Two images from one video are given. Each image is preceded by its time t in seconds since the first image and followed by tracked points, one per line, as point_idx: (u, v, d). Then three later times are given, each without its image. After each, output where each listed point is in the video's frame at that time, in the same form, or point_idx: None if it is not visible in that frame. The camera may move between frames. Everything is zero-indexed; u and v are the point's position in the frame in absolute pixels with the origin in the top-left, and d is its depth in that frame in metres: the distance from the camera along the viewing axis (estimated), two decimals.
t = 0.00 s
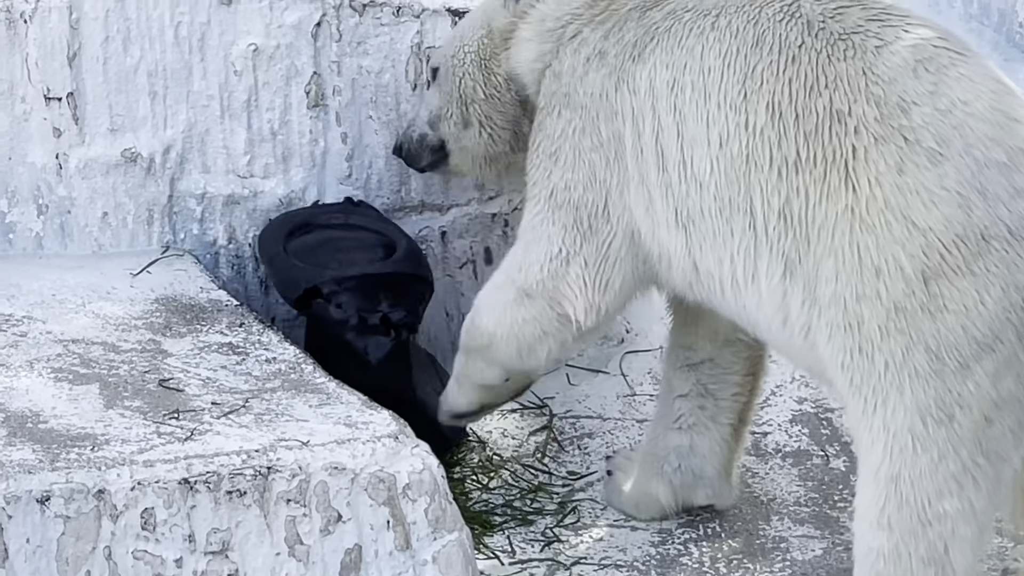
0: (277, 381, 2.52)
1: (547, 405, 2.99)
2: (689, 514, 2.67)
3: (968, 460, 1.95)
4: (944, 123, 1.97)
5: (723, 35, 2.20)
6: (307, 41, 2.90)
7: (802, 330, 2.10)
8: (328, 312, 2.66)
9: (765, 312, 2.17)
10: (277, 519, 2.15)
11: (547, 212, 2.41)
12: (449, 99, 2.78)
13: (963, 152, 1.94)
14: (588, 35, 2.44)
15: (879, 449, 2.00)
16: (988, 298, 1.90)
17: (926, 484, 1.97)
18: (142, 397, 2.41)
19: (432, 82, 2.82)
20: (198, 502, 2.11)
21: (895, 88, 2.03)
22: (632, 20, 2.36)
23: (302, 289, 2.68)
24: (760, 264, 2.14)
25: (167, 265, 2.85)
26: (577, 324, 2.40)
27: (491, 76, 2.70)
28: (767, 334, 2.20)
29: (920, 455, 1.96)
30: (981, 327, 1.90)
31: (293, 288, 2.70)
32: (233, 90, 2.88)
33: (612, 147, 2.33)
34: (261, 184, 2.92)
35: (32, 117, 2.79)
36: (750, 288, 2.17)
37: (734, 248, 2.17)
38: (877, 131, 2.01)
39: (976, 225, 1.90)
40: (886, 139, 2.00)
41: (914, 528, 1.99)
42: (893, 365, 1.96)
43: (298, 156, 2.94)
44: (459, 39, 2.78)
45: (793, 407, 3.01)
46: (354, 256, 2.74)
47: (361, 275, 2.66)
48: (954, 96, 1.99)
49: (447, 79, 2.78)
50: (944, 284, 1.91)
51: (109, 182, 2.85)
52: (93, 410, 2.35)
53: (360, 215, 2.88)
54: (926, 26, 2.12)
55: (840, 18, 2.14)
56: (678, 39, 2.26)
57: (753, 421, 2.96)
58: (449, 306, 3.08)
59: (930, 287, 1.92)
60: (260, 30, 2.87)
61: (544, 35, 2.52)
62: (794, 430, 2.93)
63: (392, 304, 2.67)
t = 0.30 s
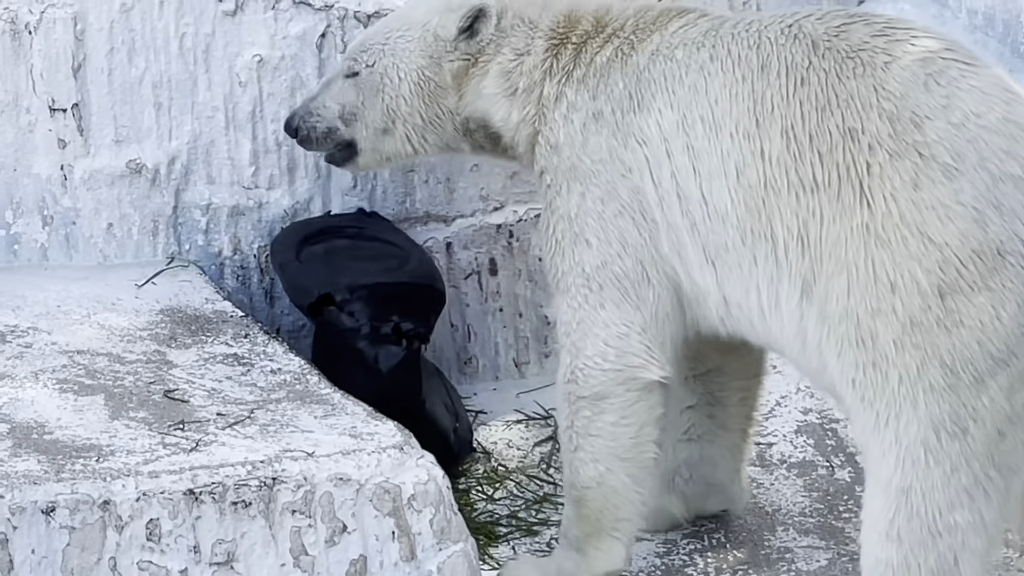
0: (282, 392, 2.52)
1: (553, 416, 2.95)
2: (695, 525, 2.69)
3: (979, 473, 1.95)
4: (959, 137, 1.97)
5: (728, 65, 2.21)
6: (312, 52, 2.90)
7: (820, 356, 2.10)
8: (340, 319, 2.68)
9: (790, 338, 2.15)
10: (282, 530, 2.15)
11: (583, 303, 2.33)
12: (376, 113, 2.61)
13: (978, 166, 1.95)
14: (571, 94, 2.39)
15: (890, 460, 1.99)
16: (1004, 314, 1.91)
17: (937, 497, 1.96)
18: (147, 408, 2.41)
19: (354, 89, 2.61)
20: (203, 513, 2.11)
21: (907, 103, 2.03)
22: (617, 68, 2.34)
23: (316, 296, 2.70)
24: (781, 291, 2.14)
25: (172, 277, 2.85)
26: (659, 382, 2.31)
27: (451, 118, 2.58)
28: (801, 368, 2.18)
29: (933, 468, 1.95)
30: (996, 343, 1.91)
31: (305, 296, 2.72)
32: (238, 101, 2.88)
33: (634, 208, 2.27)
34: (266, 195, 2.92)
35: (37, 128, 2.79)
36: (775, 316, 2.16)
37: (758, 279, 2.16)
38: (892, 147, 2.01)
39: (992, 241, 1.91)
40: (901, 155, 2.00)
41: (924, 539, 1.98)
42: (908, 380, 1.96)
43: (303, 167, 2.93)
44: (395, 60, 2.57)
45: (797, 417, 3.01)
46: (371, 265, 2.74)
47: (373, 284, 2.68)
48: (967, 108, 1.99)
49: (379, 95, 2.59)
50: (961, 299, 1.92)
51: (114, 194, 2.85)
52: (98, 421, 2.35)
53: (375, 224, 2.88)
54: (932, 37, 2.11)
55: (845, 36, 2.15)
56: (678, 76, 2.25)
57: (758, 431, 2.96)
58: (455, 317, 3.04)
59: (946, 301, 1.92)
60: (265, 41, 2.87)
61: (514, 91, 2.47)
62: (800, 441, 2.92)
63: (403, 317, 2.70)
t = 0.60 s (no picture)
0: (290, 408, 2.52)
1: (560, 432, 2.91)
2: (701, 541, 2.69)
3: (993, 488, 1.96)
4: (967, 153, 1.98)
5: (719, 103, 2.19)
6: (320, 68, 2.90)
7: (825, 386, 2.10)
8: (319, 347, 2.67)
9: (789, 373, 2.14)
10: (289, 546, 2.15)
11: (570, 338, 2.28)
12: (300, 103, 2.57)
13: (988, 181, 1.96)
14: (536, 128, 2.35)
15: (902, 477, 1.99)
16: (1018, 328, 1.92)
17: (949, 513, 1.96)
18: (154, 424, 2.42)
19: (287, 74, 2.56)
20: (210, 529, 2.12)
21: (913, 122, 2.04)
22: (588, 100, 2.32)
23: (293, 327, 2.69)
24: (784, 323, 2.12)
25: (179, 293, 2.85)
26: (651, 410, 2.31)
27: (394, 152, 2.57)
28: (795, 397, 2.18)
29: (946, 484, 1.95)
30: (1012, 356, 1.91)
31: (287, 324, 2.72)
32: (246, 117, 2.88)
33: (625, 247, 2.24)
34: (274, 212, 2.93)
35: (45, 145, 2.80)
36: (776, 348, 2.15)
37: (758, 314, 2.15)
38: (902, 165, 2.01)
39: (1006, 256, 1.92)
40: (911, 174, 2.00)
41: (935, 555, 1.99)
42: (923, 397, 1.95)
43: (311, 183, 2.93)
44: (337, 58, 2.52)
45: (805, 434, 3.02)
46: (346, 287, 2.74)
47: (349, 307, 2.68)
48: (973, 123, 2.01)
49: (312, 87, 2.55)
50: (976, 315, 1.92)
51: (121, 210, 2.85)
52: (106, 437, 2.35)
53: (350, 245, 2.87)
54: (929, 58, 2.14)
55: (839, 62, 2.16)
56: (666, 114, 2.23)
57: (765, 448, 2.96)
58: (463, 332, 3.01)
59: (961, 317, 1.92)
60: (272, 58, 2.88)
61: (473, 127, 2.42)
62: (807, 457, 2.92)
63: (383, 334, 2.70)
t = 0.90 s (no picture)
0: (300, 429, 2.53)
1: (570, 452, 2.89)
2: (711, 561, 2.69)
3: (1003, 508, 1.94)
4: (965, 173, 2.00)
5: (708, 140, 2.21)
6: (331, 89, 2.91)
7: (828, 420, 2.11)
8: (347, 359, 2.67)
9: (789, 407, 2.14)
10: (299, 566, 2.15)
11: (556, 367, 2.30)
12: (279, 83, 2.53)
13: (989, 200, 1.97)
14: (519, 153, 2.37)
15: (912, 499, 1.98)
16: None
17: (959, 533, 1.95)
18: (164, 444, 2.42)
19: (270, 52, 2.52)
20: (221, 549, 2.12)
21: (909, 146, 2.06)
22: (572, 130, 2.34)
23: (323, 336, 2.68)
24: (780, 359, 2.13)
25: (190, 313, 2.85)
26: (644, 433, 2.33)
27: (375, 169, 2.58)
28: (790, 433, 2.20)
29: (957, 504, 1.94)
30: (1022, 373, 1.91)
31: (315, 336, 2.69)
32: (256, 138, 2.88)
33: (611, 281, 2.25)
34: (284, 233, 2.93)
35: (55, 165, 2.80)
36: (769, 385, 2.16)
37: (751, 352, 2.16)
38: (901, 189, 2.03)
39: (1011, 272, 1.93)
40: (911, 197, 2.02)
41: None
42: (932, 418, 1.95)
43: (321, 204, 2.94)
44: (322, 47, 2.48)
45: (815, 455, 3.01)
46: (378, 303, 2.73)
47: (379, 324, 2.65)
48: (968, 144, 2.03)
49: (292, 69, 2.51)
50: (983, 334, 1.92)
51: (132, 231, 2.85)
52: (116, 458, 2.36)
53: (383, 264, 2.87)
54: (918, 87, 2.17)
55: (826, 95, 2.18)
56: (653, 150, 2.25)
57: (774, 468, 2.96)
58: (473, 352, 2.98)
59: (969, 336, 1.93)
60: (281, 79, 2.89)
61: (455, 148, 2.43)
62: (817, 478, 2.93)
63: (414, 353, 2.68)
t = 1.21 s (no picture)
0: (312, 452, 2.53)
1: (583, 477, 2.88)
2: None
3: (1010, 530, 1.94)
4: (963, 198, 2.01)
5: (706, 167, 2.20)
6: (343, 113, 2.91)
7: (830, 447, 2.10)
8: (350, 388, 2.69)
9: (787, 434, 2.14)
10: None
11: (553, 395, 2.31)
12: (288, 97, 2.50)
13: (989, 223, 1.98)
14: (519, 177, 2.36)
15: (919, 524, 1.98)
16: None
17: (967, 557, 1.95)
18: (177, 468, 2.42)
19: (283, 65, 2.49)
20: (233, 573, 2.12)
21: (908, 170, 2.07)
22: (573, 154, 2.33)
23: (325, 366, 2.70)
24: (777, 387, 2.12)
25: (202, 336, 2.86)
26: (643, 456, 2.34)
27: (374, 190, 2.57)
28: (788, 462, 2.19)
29: (963, 529, 1.94)
30: None
31: (319, 365, 2.72)
32: (268, 162, 2.87)
33: (608, 306, 2.25)
34: (296, 256, 2.93)
35: (67, 189, 2.80)
36: (767, 414, 2.15)
37: (748, 380, 2.15)
38: (901, 214, 2.03)
39: (1013, 295, 1.93)
40: (910, 222, 2.02)
41: None
42: (938, 441, 1.94)
43: (334, 228, 2.95)
44: (337, 62, 2.47)
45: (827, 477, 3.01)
46: (379, 329, 2.74)
47: (379, 351, 2.67)
48: (966, 169, 2.04)
49: (305, 84, 2.48)
50: (986, 356, 1.92)
51: (144, 254, 2.85)
52: (128, 481, 2.37)
53: (385, 288, 2.87)
54: (914, 114, 2.18)
55: (823, 123, 2.19)
56: (652, 175, 2.24)
57: (786, 492, 2.96)
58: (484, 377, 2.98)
59: (972, 359, 1.92)
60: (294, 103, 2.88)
61: (457, 169, 2.42)
62: (829, 501, 2.92)
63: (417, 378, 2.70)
